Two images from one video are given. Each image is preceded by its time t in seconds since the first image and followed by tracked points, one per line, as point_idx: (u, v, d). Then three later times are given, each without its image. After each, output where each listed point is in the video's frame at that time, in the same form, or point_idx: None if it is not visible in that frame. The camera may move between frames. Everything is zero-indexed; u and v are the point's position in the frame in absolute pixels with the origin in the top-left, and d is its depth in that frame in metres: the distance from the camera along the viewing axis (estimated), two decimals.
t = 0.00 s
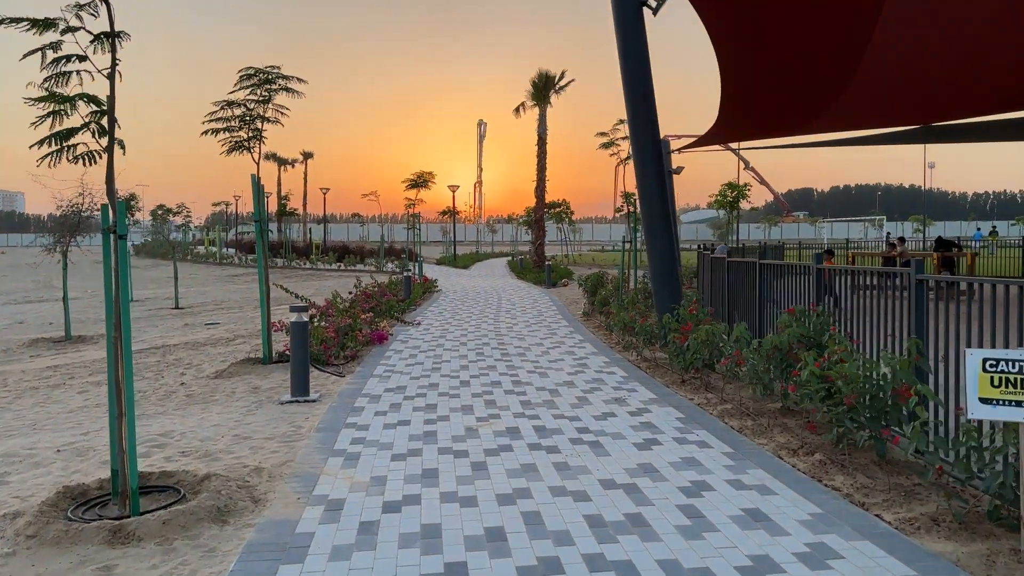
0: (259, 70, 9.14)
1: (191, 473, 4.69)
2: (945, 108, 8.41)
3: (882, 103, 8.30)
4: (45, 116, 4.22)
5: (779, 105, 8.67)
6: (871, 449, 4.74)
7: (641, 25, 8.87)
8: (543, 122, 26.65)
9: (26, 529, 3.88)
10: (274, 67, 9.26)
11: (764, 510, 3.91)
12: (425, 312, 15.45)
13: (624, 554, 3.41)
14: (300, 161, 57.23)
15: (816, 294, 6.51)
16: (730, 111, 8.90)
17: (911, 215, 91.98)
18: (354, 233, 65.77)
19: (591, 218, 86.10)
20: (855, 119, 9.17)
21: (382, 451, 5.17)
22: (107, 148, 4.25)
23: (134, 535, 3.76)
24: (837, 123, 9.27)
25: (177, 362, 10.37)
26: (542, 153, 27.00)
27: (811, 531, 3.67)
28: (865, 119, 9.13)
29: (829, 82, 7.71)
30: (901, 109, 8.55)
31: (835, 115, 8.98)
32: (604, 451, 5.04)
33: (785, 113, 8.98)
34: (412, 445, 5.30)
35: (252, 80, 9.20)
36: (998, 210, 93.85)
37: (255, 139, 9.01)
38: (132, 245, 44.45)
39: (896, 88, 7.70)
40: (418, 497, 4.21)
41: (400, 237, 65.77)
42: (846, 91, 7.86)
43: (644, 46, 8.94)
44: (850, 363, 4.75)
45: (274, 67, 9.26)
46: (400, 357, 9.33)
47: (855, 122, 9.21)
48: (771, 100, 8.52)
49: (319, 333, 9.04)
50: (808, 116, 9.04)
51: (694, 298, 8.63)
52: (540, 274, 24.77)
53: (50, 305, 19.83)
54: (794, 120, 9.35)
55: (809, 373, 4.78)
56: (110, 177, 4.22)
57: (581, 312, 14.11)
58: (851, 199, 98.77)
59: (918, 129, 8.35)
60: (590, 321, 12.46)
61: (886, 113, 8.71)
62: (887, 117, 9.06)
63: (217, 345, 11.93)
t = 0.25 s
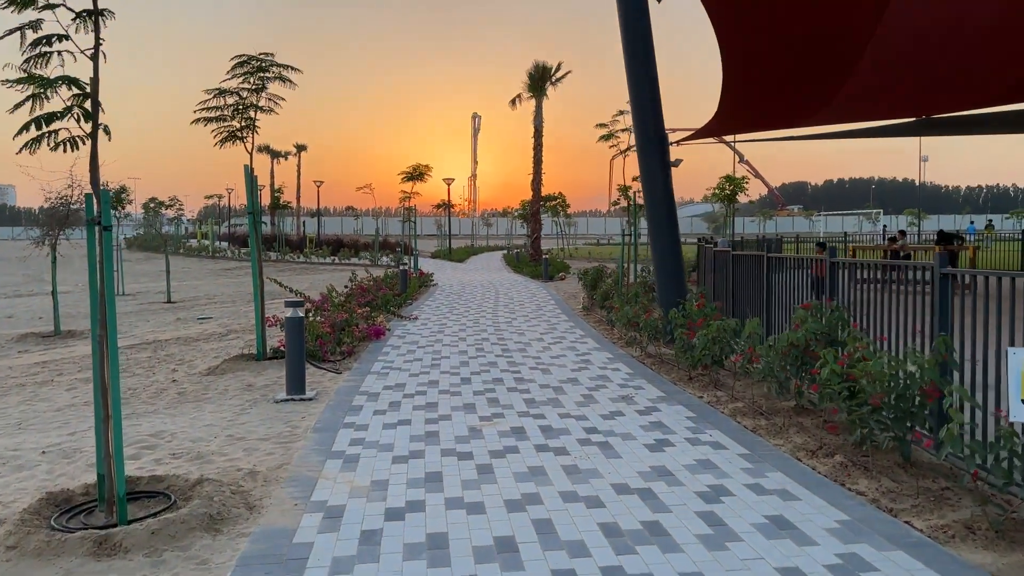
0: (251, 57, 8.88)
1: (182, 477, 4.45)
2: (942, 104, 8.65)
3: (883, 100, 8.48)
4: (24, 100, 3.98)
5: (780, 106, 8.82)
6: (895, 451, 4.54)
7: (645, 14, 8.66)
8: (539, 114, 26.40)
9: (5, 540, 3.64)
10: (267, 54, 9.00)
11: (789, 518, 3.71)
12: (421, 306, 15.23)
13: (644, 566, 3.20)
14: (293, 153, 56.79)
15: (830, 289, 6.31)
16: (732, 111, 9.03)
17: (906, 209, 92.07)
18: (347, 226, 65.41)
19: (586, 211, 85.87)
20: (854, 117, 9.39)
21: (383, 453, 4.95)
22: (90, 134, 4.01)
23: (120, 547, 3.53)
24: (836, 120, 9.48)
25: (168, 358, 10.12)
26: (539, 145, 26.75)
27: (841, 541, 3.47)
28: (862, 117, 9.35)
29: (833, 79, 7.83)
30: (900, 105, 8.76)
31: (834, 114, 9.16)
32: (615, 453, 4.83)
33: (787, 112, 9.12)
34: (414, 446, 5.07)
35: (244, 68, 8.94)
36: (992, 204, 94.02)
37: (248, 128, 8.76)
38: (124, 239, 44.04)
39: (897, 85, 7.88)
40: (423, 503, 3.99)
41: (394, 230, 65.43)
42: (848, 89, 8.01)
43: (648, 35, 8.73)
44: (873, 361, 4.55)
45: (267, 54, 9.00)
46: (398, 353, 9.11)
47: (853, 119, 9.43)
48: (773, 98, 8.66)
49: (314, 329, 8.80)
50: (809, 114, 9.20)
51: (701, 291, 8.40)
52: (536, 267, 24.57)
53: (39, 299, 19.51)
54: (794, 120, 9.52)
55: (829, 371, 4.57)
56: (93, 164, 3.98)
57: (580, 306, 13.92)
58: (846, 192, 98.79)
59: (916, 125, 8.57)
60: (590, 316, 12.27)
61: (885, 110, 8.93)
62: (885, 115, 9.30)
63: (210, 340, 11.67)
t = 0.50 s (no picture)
0: (243, 43, 8.63)
1: (171, 482, 4.24)
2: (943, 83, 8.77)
3: (886, 79, 8.58)
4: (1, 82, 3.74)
5: (785, 84, 8.88)
6: (917, 454, 4.36)
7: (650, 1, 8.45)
8: (536, 105, 26.14)
9: None
10: (260, 40, 8.76)
11: (812, 526, 3.52)
12: (418, 299, 15.02)
13: None
14: (287, 145, 56.40)
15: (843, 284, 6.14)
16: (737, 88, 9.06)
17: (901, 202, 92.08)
18: (342, 219, 65.06)
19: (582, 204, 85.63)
20: (856, 98, 9.48)
21: (382, 455, 4.74)
22: (72, 118, 3.79)
23: (105, 559, 3.31)
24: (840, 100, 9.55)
25: (160, 354, 9.88)
26: (536, 136, 26.51)
27: (869, 551, 3.28)
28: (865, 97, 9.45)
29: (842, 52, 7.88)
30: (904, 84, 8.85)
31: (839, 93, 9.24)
32: (625, 455, 4.63)
33: (791, 92, 9.18)
34: (414, 448, 4.86)
35: (236, 55, 8.69)
36: (988, 198, 94.08)
37: (241, 117, 8.52)
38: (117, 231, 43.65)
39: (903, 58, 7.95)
40: (425, 510, 3.78)
41: (389, 223, 65.13)
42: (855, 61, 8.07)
43: (653, 23, 8.53)
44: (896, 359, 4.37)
45: (260, 40, 8.76)
46: (395, 348, 8.90)
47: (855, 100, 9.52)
48: (778, 76, 8.73)
49: (310, 324, 8.58)
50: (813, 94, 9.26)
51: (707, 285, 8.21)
52: (534, 260, 24.36)
53: (30, 293, 19.22)
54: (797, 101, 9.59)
55: (849, 370, 4.39)
56: (75, 152, 3.76)
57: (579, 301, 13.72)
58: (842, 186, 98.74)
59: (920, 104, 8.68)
60: (591, 310, 12.07)
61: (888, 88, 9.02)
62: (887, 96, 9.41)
63: (203, 335, 11.44)
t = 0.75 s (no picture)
0: (236, 29, 8.38)
1: (158, 485, 4.03)
2: (944, 76, 8.75)
3: (888, 73, 8.52)
4: None
5: (786, 79, 8.77)
6: (942, 455, 4.15)
7: None
8: (534, 96, 25.87)
9: None
10: (253, 26, 8.50)
11: (837, 534, 3.31)
12: (416, 292, 14.79)
13: None
14: (283, 136, 56.00)
15: (857, 278, 5.94)
16: (737, 85, 8.97)
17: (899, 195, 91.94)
18: (338, 211, 64.72)
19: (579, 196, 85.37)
20: (857, 92, 9.43)
21: (380, 455, 4.52)
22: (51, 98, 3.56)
23: (85, 569, 3.12)
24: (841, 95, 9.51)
25: (152, 347, 9.66)
26: (534, 127, 26.24)
27: (900, 561, 3.08)
28: (865, 91, 9.42)
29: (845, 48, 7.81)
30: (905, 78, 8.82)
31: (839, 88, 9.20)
32: (634, 455, 4.43)
33: (791, 87, 9.10)
34: (413, 448, 4.65)
35: (229, 40, 8.44)
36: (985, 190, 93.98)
37: (233, 105, 8.28)
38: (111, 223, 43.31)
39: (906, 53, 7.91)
40: (426, 516, 3.58)
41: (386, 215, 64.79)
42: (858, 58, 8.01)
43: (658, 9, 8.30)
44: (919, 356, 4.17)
45: (254, 26, 8.50)
46: (393, 342, 8.69)
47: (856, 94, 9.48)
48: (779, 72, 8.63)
49: (305, 317, 8.37)
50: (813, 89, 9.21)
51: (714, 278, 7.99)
52: (532, 253, 24.13)
53: (21, 285, 18.96)
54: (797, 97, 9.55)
55: (871, 367, 4.18)
56: (53, 134, 3.53)
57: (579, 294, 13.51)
58: (839, 178, 98.58)
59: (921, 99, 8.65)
60: (592, 303, 11.85)
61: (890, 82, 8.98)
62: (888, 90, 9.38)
63: (196, 328, 11.21)
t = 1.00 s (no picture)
0: (228, 17, 8.11)
1: (139, 498, 3.80)
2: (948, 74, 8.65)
3: (889, 70, 8.43)
4: None
5: (786, 78, 8.68)
6: (967, 467, 3.96)
7: None
8: (533, 88, 25.60)
9: None
10: (246, 14, 8.23)
11: (863, 556, 3.11)
12: (412, 288, 14.56)
13: None
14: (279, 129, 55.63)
15: (871, 277, 5.74)
16: (738, 83, 8.83)
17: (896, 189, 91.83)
18: (335, 204, 64.39)
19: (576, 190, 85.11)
20: (860, 88, 9.32)
21: (375, 464, 4.30)
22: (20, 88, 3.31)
23: None
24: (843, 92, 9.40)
25: (141, 345, 9.41)
26: (533, 120, 25.98)
27: None
28: (868, 88, 9.30)
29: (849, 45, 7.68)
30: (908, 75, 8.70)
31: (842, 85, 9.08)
32: (642, 464, 4.22)
33: (790, 86, 9.03)
34: (410, 456, 4.43)
35: (221, 29, 8.17)
36: (982, 185, 93.97)
37: (224, 95, 8.02)
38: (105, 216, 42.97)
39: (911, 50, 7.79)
40: (424, 534, 3.36)
41: (383, 208, 64.47)
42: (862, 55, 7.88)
43: None
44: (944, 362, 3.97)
45: (246, 14, 8.23)
46: (389, 341, 8.46)
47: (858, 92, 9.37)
48: (779, 73, 8.53)
49: (299, 314, 8.13)
50: (815, 86, 9.08)
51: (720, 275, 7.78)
52: (530, 247, 23.92)
53: (11, 279, 18.67)
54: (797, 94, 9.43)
55: (893, 373, 3.97)
56: (23, 125, 3.28)
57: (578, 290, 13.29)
58: (837, 173, 98.44)
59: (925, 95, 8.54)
60: (592, 300, 11.63)
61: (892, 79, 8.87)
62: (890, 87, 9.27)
63: (189, 325, 10.97)
